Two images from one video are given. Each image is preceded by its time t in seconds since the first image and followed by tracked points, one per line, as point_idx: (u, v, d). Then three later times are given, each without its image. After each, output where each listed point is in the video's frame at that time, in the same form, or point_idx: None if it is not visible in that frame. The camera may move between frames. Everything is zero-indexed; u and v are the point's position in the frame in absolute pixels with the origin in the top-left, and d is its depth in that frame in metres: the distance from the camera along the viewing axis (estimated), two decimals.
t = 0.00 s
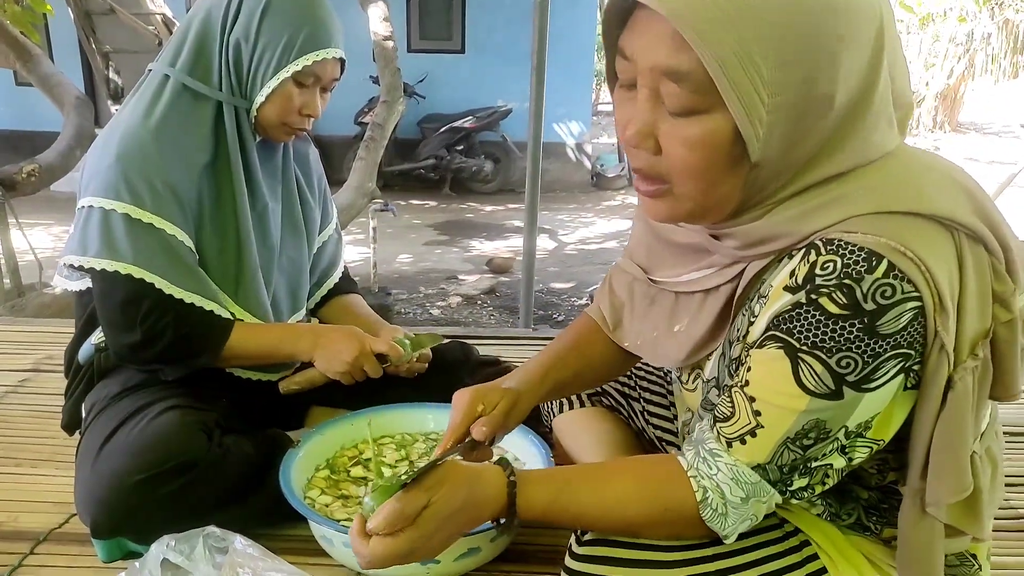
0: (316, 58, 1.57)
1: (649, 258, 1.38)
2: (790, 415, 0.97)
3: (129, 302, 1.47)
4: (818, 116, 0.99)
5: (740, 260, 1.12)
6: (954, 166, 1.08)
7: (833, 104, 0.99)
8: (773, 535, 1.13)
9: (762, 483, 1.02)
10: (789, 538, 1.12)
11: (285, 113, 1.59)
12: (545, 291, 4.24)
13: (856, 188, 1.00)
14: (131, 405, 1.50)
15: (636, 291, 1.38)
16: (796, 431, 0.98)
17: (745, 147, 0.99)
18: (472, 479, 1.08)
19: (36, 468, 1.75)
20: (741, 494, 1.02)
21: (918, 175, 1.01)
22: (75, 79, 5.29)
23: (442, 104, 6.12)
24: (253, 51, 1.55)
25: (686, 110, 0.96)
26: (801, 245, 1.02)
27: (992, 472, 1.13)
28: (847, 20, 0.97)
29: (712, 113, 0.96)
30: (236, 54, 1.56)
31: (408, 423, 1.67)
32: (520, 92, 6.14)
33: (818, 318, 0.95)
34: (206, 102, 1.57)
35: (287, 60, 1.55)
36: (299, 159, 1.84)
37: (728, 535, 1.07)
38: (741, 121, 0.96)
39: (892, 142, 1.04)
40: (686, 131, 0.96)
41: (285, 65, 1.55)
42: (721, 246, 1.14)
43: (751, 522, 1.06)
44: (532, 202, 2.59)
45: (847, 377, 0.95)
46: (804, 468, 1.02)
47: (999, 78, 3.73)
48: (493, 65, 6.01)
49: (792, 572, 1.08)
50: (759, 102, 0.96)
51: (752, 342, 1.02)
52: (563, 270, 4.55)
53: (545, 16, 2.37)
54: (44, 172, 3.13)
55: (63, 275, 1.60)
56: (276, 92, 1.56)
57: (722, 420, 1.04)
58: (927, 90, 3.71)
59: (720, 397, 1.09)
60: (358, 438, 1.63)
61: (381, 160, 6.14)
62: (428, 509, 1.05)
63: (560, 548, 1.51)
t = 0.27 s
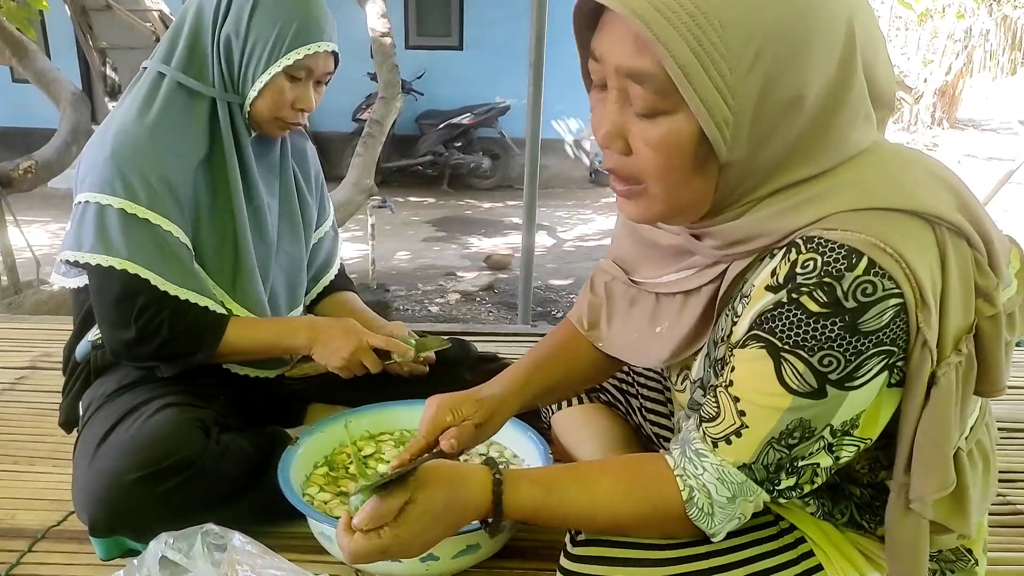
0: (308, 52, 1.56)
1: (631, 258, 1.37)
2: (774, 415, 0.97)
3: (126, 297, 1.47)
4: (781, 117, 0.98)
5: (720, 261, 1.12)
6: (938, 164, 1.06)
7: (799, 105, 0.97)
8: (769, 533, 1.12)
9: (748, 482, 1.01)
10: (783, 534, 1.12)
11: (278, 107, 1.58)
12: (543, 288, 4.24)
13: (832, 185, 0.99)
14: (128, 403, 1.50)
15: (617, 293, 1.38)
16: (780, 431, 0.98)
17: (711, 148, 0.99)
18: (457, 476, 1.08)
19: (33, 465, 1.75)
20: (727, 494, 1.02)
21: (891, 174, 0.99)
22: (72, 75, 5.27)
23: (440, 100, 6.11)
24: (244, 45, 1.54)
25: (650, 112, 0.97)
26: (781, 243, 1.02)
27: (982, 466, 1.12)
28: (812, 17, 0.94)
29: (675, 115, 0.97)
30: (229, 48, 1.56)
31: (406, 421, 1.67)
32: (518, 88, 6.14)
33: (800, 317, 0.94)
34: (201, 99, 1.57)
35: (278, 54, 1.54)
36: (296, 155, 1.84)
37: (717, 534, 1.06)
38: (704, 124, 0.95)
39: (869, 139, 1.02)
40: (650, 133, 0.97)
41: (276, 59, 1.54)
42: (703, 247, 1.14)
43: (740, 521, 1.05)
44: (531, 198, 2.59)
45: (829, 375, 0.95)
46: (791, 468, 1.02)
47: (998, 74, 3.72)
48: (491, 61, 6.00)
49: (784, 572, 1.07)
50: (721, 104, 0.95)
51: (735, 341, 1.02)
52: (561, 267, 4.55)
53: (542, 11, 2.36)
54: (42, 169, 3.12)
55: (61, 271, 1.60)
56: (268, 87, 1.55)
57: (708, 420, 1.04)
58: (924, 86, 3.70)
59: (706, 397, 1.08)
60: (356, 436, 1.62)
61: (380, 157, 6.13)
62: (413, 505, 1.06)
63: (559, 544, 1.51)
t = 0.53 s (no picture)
0: (307, 49, 1.56)
1: (614, 252, 1.36)
2: (766, 412, 0.97)
3: (124, 293, 1.46)
4: (767, 113, 0.98)
5: (710, 258, 1.11)
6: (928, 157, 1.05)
7: (787, 100, 0.97)
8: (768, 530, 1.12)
9: (742, 479, 1.02)
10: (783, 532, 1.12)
11: (278, 103, 1.58)
12: (542, 286, 4.24)
13: (823, 180, 0.99)
14: (127, 401, 1.50)
15: (598, 288, 1.37)
16: (772, 427, 0.98)
17: (699, 144, 0.99)
18: (447, 464, 1.10)
19: (31, 463, 1.75)
20: (721, 492, 1.02)
21: (880, 169, 0.99)
22: (70, 73, 5.26)
23: (439, 98, 6.10)
24: (242, 42, 1.54)
25: (638, 110, 0.96)
26: (772, 239, 1.01)
27: (977, 460, 1.13)
28: (799, 15, 0.94)
29: (663, 111, 0.96)
30: (228, 45, 1.56)
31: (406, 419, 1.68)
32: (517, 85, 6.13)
33: (789, 313, 0.94)
34: (202, 97, 1.57)
35: (277, 51, 1.54)
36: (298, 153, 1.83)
37: (712, 531, 1.06)
38: (692, 121, 0.95)
39: (857, 134, 1.02)
40: (637, 129, 0.97)
41: (275, 55, 1.54)
42: (692, 245, 1.13)
43: (735, 519, 1.05)
44: (529, 195, 2.58)
45: (821, 371, 0.94)
46: (785, 465, 1.02)
47: (997, 72, 3.71)
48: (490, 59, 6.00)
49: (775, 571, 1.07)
50: (707, 101, 0.95)
51: (727, 339, 1.02)
52: (560, 264, 4.55)
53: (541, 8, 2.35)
54: (40, 167, 3.11)
55: (60, 267, 1.59)
56: (267, 83, 1.55)
57: (702, 418, 1.03)
58: (923, 84, 3.70)
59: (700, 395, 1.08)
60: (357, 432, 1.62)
61: (379, 154, 6.13)
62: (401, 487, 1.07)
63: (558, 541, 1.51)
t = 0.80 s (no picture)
0: (306, 47, 1.56)
1: (597, 245, 1.34)
2: (761, 412, 0.97)
3: (122, 290, 1.46)
4: (763, 114, 0.98)
5: (701, 258, 1.11)
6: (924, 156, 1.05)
7: (782, 99, 0.97)
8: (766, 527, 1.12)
9: (737, 479, 1.02)
10: (780, 530, 1.12)
11: (277, 101, 1.58)
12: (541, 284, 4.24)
13: (818, 180, 0.99)
14: (125, 398, 1.50)
15: (578, 278, 1.35)
16: (766, 428, 0.98)
17: (695, 144, 0.99)
18: (439, 478, 1.09)
19: (30, 461, 1.75)
20: (716, 491, 1.02)
21: (875, 169, 0.99)
22: (69, 70, 5.25)
23: (439, 96, 6.10)
24: (242, 39, 1.54)
25: (634, 110, 0.96)
26: (768, 239, 1.01)
27: (974, 458, 1.13)
28: (794, 15, 0.94)
29: (658, 111, 0.96)
30: (227, 43, 1.55)
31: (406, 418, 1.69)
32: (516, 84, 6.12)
33: (784, 314, 0.94)
34: (203, 95, 1.56)
35: (277, 49, 1.54)
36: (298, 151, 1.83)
37: (708, 530, 1.07)
38: (688, 121, 0.95)
39: (853, 133, 1.02)
40: (635, 128, 0.97)
41: (275, 53, 1.54)
42: (685, 245, 1.13)
43: (730, 518, 1.06)
44: (529, 193, 2.58)
45: (815, 371, 0.95)
46: (781, 465, 1.02)
47: (997, 72, 3.70)
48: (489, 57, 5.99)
49: (767, 571, 1.07)
50: (702, 100, 0.95)
51: (722, 338, 1.02)
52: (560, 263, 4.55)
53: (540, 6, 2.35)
54: (38, 165, 3.10)
55: (58, 264, 1.59)
56: (267, 82, 1.55)
57: (697, 418, 1.03)
58: (922, 84, 3.69)
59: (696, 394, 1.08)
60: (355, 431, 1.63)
61: (378, 153, 6.13)
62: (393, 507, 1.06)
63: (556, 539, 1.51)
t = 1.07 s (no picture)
0: (303, 45, 1.56)
1: (614, 247, 1.37)
2: (760, 412, 0.97)
3: (123, 290, 1.46)
4: (767, 117, 0.98)
5: (703, 258, 1.12)
6: (925, 158, 1.05)
7: (781, 101, 0.97)
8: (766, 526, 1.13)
9: (736, 479, 1.02)
10: (780, 530, 1.12)
11: (275, 99, 1.58)
12: (542, 285, 4.24)
13: (819, 181, 0.99)
14: (127, 397, 1.50)
15: (598, 279, 1.39)
16: (764, 428, 0.98)
17: (697, 149, 1.00)
18: (440, 478, 1.10)
19: (31, 460, 1.75)
20: (714, 490, 1.02)
21: (877, 171, 0.99)
22: (71, 70, 5.26)
23: (440, 96, 6.10)
24: (240, 39, 1.54)
25: (635, 115, 0.96)
26: (768, 241, 1.01)
27: (974, 459, 1.13)
28: (793, 18, 0.94)
29: (660, 117, 0.96)
30: (226, 43, 1.56)
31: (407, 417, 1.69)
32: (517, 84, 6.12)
33: (783, 314, 0.94)
34: (202, 95, 1.57)
35: (275, 47, 1.54)
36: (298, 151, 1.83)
37: (705, 530, 1.07)
38: (690, 125, 0.95)
39: (853, 134, 1.02)
40: (638, 133, 0.97)
41: (273, 51, 1.54)
42: (688, 246, 1.15)
43: (728, 518, 1.06)
44: (529, 193, 2.58)
45: (813, 372, 0.95)
46: (779, 465, 1.02)
47: (998, 72, 3.70)
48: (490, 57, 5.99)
49: (762, 571, 1.07)
50: (703, 104, 0.95)
51: (721, 338, 1.02)
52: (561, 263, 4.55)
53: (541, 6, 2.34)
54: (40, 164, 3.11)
55: (59, 263, 1.59)
56: (265, 80, 1.55)
57: (697, 418, 1.04)
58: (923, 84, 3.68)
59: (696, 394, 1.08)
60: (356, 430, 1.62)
61: (380, 153, 6.13)
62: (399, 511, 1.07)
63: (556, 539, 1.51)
